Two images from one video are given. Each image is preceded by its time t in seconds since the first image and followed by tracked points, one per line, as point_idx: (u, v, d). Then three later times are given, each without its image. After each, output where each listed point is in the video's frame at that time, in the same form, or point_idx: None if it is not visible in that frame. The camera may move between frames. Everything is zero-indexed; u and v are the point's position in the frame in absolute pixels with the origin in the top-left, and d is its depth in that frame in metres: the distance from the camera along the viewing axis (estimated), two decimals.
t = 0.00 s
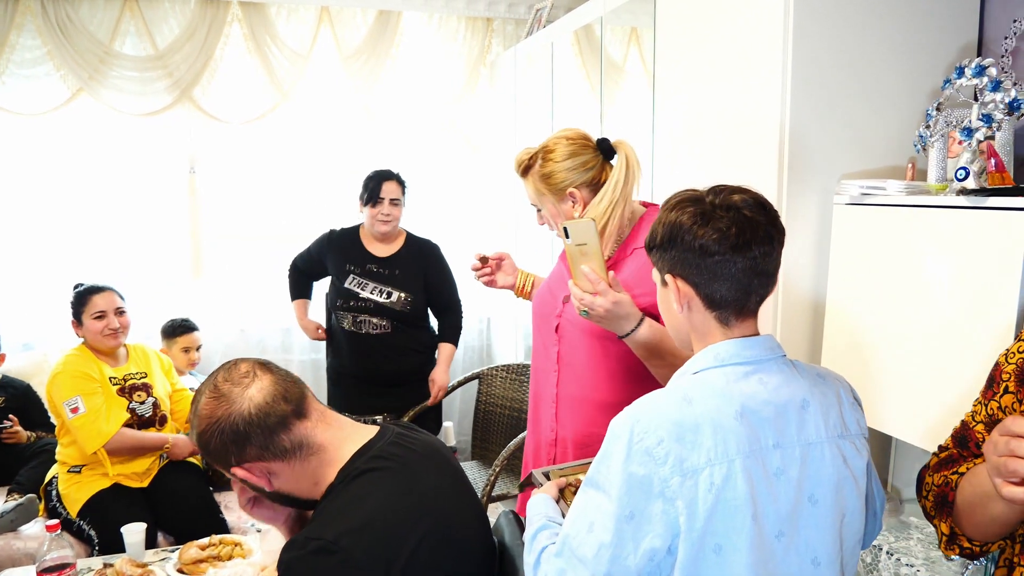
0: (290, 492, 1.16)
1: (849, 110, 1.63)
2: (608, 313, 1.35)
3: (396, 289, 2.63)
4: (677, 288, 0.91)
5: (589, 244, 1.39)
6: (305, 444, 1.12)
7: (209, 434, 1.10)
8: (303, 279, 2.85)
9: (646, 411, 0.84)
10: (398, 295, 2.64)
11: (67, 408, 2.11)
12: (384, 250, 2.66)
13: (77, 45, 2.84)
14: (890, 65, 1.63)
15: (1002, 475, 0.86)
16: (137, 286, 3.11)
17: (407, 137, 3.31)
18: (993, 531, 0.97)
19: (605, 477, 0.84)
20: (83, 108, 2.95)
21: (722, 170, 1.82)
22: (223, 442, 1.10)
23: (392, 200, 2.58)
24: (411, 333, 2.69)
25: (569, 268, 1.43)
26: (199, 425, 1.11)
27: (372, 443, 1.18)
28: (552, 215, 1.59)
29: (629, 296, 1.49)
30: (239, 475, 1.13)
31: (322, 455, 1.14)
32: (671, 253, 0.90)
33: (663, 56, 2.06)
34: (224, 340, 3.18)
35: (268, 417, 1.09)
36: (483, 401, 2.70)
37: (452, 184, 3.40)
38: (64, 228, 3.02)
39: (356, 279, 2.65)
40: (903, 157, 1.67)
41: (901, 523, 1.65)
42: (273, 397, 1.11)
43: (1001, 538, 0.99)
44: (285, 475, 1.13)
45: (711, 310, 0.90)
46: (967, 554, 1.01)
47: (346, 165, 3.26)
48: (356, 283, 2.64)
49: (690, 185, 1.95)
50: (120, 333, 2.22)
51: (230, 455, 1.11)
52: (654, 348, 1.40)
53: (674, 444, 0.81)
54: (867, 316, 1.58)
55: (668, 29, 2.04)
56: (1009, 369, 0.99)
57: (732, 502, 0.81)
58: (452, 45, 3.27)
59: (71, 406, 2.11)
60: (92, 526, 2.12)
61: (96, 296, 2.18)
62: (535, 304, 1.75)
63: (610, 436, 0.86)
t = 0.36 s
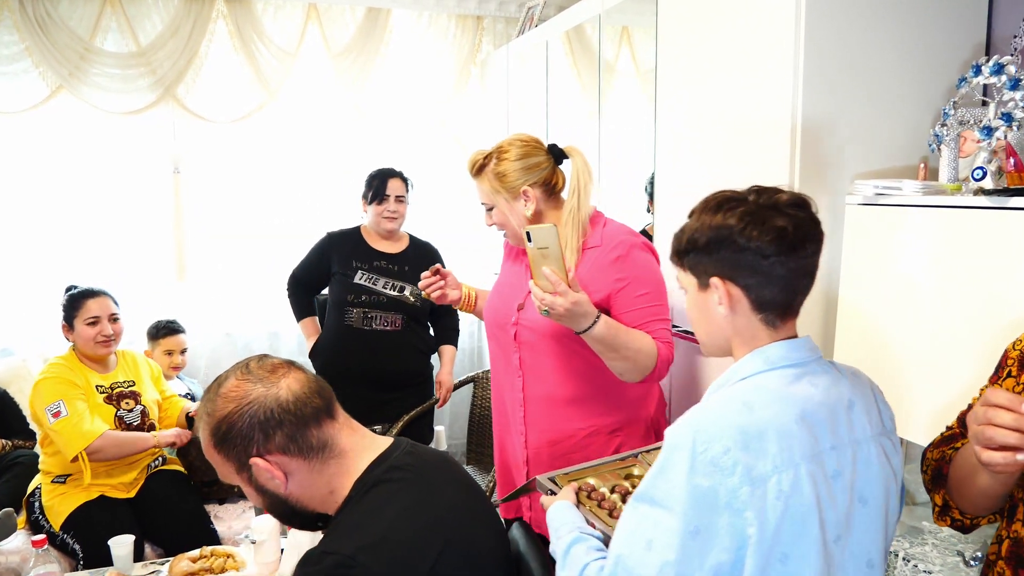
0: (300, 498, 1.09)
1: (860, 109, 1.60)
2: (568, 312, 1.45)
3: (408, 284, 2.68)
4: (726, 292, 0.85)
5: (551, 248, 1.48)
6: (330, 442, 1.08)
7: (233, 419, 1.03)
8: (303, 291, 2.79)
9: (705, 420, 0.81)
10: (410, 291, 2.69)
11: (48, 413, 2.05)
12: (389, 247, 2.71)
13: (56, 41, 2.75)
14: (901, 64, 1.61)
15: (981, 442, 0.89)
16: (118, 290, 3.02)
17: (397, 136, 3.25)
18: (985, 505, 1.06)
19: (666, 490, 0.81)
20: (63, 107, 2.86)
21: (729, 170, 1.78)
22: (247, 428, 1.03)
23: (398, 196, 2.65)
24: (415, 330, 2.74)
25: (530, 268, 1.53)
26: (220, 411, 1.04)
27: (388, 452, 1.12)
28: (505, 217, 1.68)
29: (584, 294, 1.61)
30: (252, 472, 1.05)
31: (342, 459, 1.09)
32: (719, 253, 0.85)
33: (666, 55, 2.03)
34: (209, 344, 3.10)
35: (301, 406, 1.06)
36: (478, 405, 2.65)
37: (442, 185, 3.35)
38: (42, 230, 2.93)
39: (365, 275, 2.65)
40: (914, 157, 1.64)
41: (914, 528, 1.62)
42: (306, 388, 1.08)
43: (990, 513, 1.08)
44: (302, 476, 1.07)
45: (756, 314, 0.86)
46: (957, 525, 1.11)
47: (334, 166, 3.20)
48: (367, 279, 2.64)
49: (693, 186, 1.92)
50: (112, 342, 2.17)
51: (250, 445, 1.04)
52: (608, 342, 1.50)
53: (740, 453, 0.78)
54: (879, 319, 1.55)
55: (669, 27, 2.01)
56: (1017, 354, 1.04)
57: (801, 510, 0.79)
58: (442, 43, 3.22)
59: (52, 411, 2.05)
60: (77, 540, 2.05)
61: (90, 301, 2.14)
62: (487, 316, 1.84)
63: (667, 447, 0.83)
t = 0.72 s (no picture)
0: (331, 502, 1.06)
1: (879, 116, 1.59)
2: (565, 310, 1.49)
3: (411, 292, 2.68)
4: (831, 299, 1.02)
5: (551, 247, 1.51)
6: (369, 449, 1.07)
7: (275, 412, 1.03)
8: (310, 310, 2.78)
9: (829, 420, 0.96)
10: (414, 299, 2.68)
11: (79, 426, 2.01)
12: (390, 254, 2.70)
13: (51, 44, 2.70)
14: (918, 72, 1.60)
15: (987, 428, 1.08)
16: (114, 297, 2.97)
17: (396, 140, 3.22)
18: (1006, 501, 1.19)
19: (802, 491, 0.94)
20: (58, 111, 2.81)
21: (744, 178, 1.77)
22: (288, 422, 1.03)
23: (397, 201, 2.64)
24: (421, 339, 2.71)
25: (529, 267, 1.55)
26: (264, 403, 1.05)
27: (421, 468, 1.09)
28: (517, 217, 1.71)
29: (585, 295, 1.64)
30: (288, 469, 1.04)
31: (377, 468, 1.07)
32: (822, 266, 1.02)
33: (676, 61, 2.01)
34: (207, 351, 3.06)
35: (344, 406, 1.05)
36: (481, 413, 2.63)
37: (442, 189, 3.33)
38: (36, 236, 2.87)
39: (368, 287, 2.65)
40: (931, 166, 1.64)
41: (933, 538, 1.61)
42: (351, 392, 1.08)
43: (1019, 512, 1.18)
44: (337, 480, 1.05)
45: (848, 318, 1.03)
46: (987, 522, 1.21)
47: (333, 170, 3.17)
48: (370, 291, 2.64)
49: (705, 192, 1.90)
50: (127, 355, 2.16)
51: (288, 441, 1.03)
52: (604, 340, 1.53)
53: (867, 447, 0.94)
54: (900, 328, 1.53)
55: (680, 33, 1.99)
56: None
57: (907, 492, 0.97)
58: (442, 47, 3.19)
59: (82, 423, 2.02)
60: (79, 555, 2.01)
61: (106, 313, 2.12)
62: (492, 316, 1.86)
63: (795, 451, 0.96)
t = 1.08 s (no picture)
0: (357, 502, 1.06)
1: (880, 125, 1.60)
2: (586, 309, 1.58)
3: (398, 296, 2.64)
4: (800, 299, 1.13)
5: (577, 248, 1.62)
6: (406, 455, 1.07)
7: (323, 398, 1.04)
8: (296, 318, 2.72)
9: (810, 406, 1.06)
10: (400, 301, 2.64)
11: (63, 440, 2.00)
12: (374, 260, 2.66)
13: (36, 47, 2.66)
14: (915, 81, 1.62)
15: None
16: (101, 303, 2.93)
17: (386, 145, 3.21)
18: None
19: (794, 472, 1.03)
20: (42, 115, 2.77)
21: (742, 186, 1.78)
22: (334, 410, 1.04)
23: (378, 208, 2.58)
24: (411, 342, 2.66)
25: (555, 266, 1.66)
26: (314, 387, 1.06)
27: (442, 480, 1.08)
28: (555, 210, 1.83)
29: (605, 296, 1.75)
30: (325, 458, 1.04)
31: (406, 475, 1.07)
32: (789, 270, 1.13)
33: (673, 69, 2.03)
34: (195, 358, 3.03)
35: (390, 405, 1.06)
36: (475, 419, 2.62)
37: (432, 193, 3.32)
38: (21, 242, 2.83)
39: (353, 292, 2.61)
40: (929, 174, 1.66)
41: (933, 543, 1.63)
42: (399, 393, 1.09)
43: None
44: (370, 479, 1.05)
45: (815, 318, 1.15)
46: None
47: (323, 175, 3.15)
48: (355, 296, 2.59)
49: (704, 198, 1.91)
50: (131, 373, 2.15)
51: (331, 428, 1.03)
52: (620, 344, 1.61)
53: (845, 427, 1.05)
54: (901, 335, 1.55)
55: (678, 39, 2.00)
56: None
57: (880, 466, 1.08)
58: (432, 50, 3.18)
59: (67, 437, 2.01)
60: (70, 566, 2.00)
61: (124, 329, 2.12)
62: (515, 309, 1.93)
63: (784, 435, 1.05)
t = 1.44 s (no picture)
0: (386, 495, 1.02)
1: (869, 126, 1.61)
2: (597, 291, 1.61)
3: (378, 294, 2.57)
4: (682, 296, 1.19)
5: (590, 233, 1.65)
6: (435, 451, 1.03)
7: (354, 384, 1.01)
8: (271, 313, 2.68)
9: (688, 387, 1.11)
10: (381, 300, 2.57)
11: (46, 442, 1.96)
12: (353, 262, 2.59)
13: (7, 43, 2.59)
14: (904, 83, 1.63)
15: None
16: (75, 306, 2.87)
17: (368, 145, 3.18)
18: None
19: (674, 447, 1.07)
20: (14, 113, 2.70)
21: (733, 187, 1.78)
22: (365, 397, 1.00)
23: (358, 209, 2.53)
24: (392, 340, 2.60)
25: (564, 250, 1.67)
26: (348, 374, 1.02)
27: (467, 479, 1.03)
28: (561, 202, 1.82)
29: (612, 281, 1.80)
30: (355, 448, 1.00)
31: (439, 468, 1.03)
32: (672, 268, 1.18)
33: (661, 69, 2.02)
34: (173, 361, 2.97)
35: (424, 397, 1.03)
36: (460, 421, 2.60)
37: (414, 194, 3.29)
38: None
39: (333, 290, 2.54)
40: (917, 176, 1.67)
41: (923, 541, 1.65)
42: (434, 385, 1.05)
43: None
44: (397, 472, 1.01)
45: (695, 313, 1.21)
46: None
47: (304, 175, 3.12)
48: (335, 294, 2.53)
49: (693, 198, 1.91)
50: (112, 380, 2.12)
51: (360, 417, 1.00)
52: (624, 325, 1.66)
53: (720, 404, 1.10)
54: (891, 333, 1.56)
55: (666, 40, 2.00)
56: None
57: (754, 440, 1.14)
58: (414, 50, 3.16)
59: (50, 439, 1.97)
60: None
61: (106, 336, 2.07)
62: (500, 302, 1.92)
63: (664, 416, 1.10)
